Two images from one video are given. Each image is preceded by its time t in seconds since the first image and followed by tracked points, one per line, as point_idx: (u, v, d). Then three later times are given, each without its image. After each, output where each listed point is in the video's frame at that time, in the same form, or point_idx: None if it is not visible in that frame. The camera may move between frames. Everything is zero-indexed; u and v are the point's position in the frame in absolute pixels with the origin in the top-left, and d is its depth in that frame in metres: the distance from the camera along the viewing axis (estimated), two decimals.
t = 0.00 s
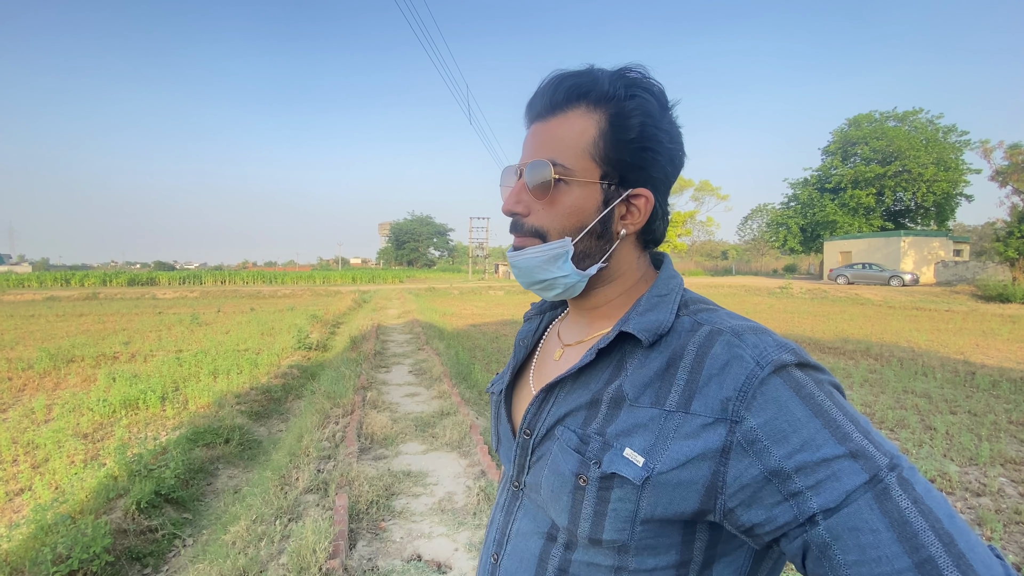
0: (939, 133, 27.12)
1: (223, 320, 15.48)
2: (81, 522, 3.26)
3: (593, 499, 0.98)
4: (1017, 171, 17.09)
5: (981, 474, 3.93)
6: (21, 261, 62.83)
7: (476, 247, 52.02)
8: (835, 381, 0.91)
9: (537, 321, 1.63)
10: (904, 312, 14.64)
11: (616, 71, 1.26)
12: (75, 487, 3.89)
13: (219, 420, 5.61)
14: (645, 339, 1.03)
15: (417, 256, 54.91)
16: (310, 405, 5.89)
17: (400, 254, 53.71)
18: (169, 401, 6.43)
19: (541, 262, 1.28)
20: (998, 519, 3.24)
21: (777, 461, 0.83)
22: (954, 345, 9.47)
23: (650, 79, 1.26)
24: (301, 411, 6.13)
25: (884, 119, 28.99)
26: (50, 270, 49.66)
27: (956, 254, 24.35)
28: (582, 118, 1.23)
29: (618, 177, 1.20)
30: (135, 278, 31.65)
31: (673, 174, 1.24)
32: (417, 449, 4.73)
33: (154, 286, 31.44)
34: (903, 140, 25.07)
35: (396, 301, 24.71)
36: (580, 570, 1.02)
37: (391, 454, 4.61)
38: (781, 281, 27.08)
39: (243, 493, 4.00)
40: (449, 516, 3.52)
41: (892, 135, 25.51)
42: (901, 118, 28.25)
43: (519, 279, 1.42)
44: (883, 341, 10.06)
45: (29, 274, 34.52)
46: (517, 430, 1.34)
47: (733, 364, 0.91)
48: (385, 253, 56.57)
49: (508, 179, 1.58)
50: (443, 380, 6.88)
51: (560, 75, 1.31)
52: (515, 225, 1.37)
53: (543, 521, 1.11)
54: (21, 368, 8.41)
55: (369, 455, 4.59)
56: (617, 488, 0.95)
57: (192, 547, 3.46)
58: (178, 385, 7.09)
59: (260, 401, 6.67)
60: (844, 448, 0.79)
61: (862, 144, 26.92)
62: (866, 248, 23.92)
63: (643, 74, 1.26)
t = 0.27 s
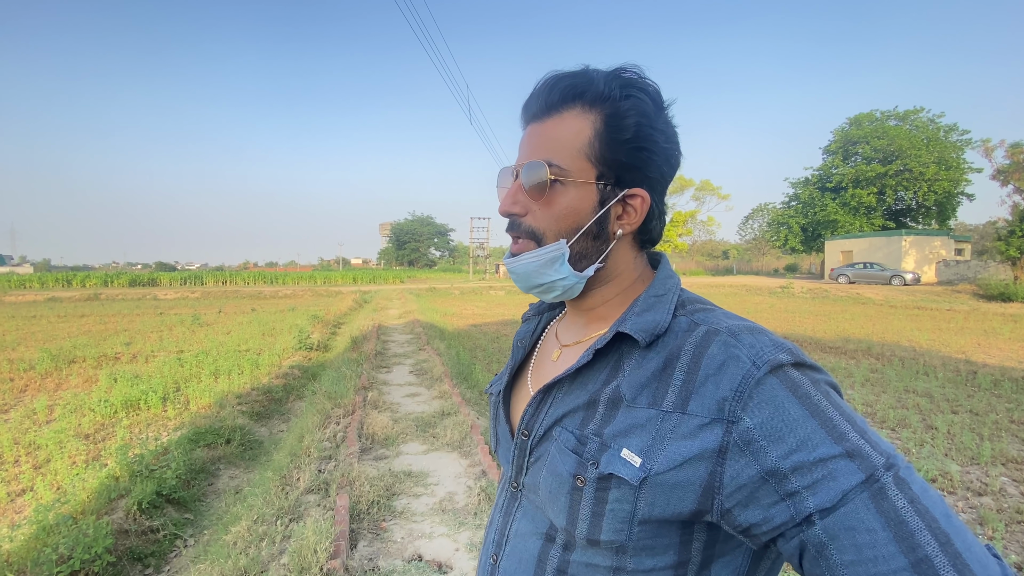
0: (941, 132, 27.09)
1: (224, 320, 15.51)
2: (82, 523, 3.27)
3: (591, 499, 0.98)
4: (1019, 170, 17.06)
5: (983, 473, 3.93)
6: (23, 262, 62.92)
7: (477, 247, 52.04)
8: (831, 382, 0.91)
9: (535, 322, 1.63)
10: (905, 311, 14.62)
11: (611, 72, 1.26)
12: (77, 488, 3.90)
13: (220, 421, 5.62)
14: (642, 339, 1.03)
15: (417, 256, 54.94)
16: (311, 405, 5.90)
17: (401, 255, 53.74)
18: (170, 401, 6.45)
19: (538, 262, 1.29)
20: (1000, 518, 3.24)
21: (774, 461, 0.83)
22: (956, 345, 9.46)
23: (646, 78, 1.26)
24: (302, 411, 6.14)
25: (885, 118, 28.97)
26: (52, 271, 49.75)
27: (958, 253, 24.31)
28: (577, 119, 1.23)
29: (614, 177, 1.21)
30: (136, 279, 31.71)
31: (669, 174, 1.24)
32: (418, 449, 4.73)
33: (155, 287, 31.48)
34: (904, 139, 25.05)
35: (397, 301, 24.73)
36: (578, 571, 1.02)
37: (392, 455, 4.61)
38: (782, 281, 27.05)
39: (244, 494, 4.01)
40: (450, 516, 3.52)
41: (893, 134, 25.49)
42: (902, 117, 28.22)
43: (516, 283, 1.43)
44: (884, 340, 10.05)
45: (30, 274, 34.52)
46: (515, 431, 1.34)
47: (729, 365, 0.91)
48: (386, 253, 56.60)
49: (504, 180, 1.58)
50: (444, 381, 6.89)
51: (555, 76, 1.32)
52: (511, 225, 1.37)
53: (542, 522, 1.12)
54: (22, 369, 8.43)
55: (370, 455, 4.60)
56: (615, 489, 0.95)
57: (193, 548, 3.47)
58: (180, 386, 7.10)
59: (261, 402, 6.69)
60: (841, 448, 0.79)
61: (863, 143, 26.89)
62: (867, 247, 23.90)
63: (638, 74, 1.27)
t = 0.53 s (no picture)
0: (942, 131, 27.06)
1: (225, 320, 15.54)
2: (84, 523, 3.27)
3: (591, 498, 0.99)
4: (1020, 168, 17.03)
5: (984, 472, 3.93)
6: (24, 263, 63.03)
7: (478, 247, 52.04)
8: (830, 381, 0.91)
9: (534, 321, 1.63)
10: (906, 310, 14.60)
11: (617, 71, 1.26)
12: (79, 488, 3.91)
13: (221, 421, 5.63)
14: (641, 339, 1.03)
15: (418, 256, 54.95)
16: (312, 405, 5.91)
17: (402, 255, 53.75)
18: (171, 401, 6.46)
19: (540, 261, 1.29)
20: (1001, 517, 3.23)
21: (773, 459, 0.83)
22: (957, 344, 9.44)
23: (652, 79, 1.26)
24: (303, 411, 6.15)
25: (885, 117, 28.94)
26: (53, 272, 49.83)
27: (959, 252, 24.27)
28: (583, 117, 1.24)
29: (618, 176, 1.21)
30: (137, 279, 31.76)
31: (672, 174, 1.25)
32: (419, 449, 4.74)
33: (156, 288, 31.52)
34: (905, 138, 25.03)
35: (398, 301, 24.75)
36: (578, 570, 1.02)
37: (393, 455, 4.62)
38: (783, 280, 27.03)
39: (245, 494, 4.01)
40: (451, 515, 3.52)
41: (894, 133, 25.46)
42: (902, 116, 28.20)
43: (518, 281, 1.43)
44: (885, 339, 10.04)
45: (31, 276, 34.51)
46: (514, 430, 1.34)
47: (728, 364, 0.91)
48: (387, 254, 56.62)
49: (508, 176, 1.58)
50: (445, 381, 6.90)
51: (561, 73, 1.32)
52: (516, 222, 1.37)
53: (541, 521, 1.12)
54: (24, 369, 8.45)
55: (371, 455, 4.60)
56: (614, 488, 0.96)
57: (194, 548, 3.47)
58: (181, 386, 7.12)
59: (262, 402, 6.69)
60: (840, 447, 0.79)
61: (864, 142, 26.87)
62: (868, 246, 23.87)
63: (644, 74, 1.27)
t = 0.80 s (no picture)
0: (943, 129, 27.01)
1: (226, 321, 15.56)
2: (85, 523, 3.28)
3: (590, 500, 0.99)
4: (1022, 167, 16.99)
5: (985, 472, 3.92)
6: (26, 263, 63.17)
7: (479, 247, 52.03)
8: (828, 381, 0.92)
9: (531, 321, 1.63)
10: (907, 310, 14.58)
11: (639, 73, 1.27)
12: (80, 488, 3.92)
13: (222, 421, 5.63)
14: (640, 340, 1.03)
15: (419, 256, 54.96)
16: (312, 405, 5.92)
17: (402, 255, 53.77)
18: (173, 401, 6.47)
19: (552, 255, 1.26)
20: (1002, 516, 3.23)
21: (772, 461, 0.83)
22: (958, 343, 9.42)
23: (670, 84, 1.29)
24: (304, 411, 6.15)
25: (887, 116, 28.90)
26: (54, 273, 49.88)
27: (961, 251, 24.23)
28: (607, 113, 1.23)
29: (637, 177, 1.22)
30: (139, 280, 31.83)
31: (682, 179, 1.29)
32: (420, 449, 4.74)
33: (158, 288, 31.56)
34: (906, 137, 24.99)
35: (398, 301, 24.75)
36: (576, 572, 1.02)
37: (393, 454, 4.62)
38: (784, 280, 27.00)
39: (246, 494, 4.02)
40: (451, 515, 3.53)
41: (895, 132, 25.41)
42: (903, 115, 28.15)
43: (525, 274, 1.40)
44: (886, 338, 10.03)
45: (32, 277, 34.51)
46: (511, 432, 1.35)
47: (729, 365, 0.91)
48: (387, 254, 56.65)
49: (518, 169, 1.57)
50: (445, 381, 6.90)
51: (585, 66, 1.30)
52: (529, 214, 1.35)
53: (539, 523, 1.12)
54: (26, 370, 8.46)
55: (372, 455, 4.61)
56: (613, 489, 0.95)
57: (195, 548, 3.48)
58: (182, 386, 7.13)
59: (263, 402, 6.70)
60: (839, 448, 0.79)
61: (865, 141, 26.83)
62: (870, 245, 23.84)
63: (663, 77, 1.28)
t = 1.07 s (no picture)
0: (945, 128, 26.95)
1: (228, 321, 15.57)
2: (86, 523, 3.29)
3: (602, 501, 0.98)
4: None
5: (987, 471, 3.91)
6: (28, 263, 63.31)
7: (480, 247, 52.02)
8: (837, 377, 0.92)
9: (530, 321, 1.63)
10: (909, 309, 14.55)
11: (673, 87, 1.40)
12: (82, 487, 3.92)
13: (223, 421, 5.64)
14: (649, 338, 1.03)
15: (420, 256, 54.96)
16: (313, 405, 5.92)
17: (403, 254, 53.78)
18: (174, 401, 6.48)
19: (612, 249, 1.23)
20: (1004, 516, 3.22)
21: (786, 458, 0.84)
22: (960, 342, 9.41)
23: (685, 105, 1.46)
24: (305, 411, 6.16)
25: (888, 115, 28.85)
26: (56, 273, 49.96)
27: (962, 250, 24.17)
28: (658, 116, 1.32)
29: (674, 181, 1.34)
30: (140, 280, 31.89)
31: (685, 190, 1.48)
32: (421, 449, 4.74)
33: (159, 288, 31.59)
34: (908, 136, 24.94)
35: (399, 301, 24.76)
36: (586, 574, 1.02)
37: (395, 454, 4.62)
38: (785, 279, 26.96)
39: (248, 493, 4.02)
40: (452, 515, 3.53)
41: (896, 131, 25.36)
42: (905, 113, 28.09)
43: (569, 269, 1.32)
44: (888, 338, 10.02)
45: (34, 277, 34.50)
46: (513, 434, 1.34)
47: (740, 363, 0.91)
48: (389, 254, 56.65)
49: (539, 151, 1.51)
50: (446, 380, 6.90)
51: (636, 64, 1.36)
52: (578, 203, 1.31)
53: (546, 526, 1.12)
54: (27, 370, 8.48)
55: (373, 454, 4.61)
56: (626, 490, 0.95)
57: (197, 547, 3.48)
58: (183, 386, 7.15)
59: (264, 402, 6.70)
60: (851, 443, 0.80)
61: (866, 140, 26.78)
62: (871, 245, 23.81)
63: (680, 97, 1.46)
